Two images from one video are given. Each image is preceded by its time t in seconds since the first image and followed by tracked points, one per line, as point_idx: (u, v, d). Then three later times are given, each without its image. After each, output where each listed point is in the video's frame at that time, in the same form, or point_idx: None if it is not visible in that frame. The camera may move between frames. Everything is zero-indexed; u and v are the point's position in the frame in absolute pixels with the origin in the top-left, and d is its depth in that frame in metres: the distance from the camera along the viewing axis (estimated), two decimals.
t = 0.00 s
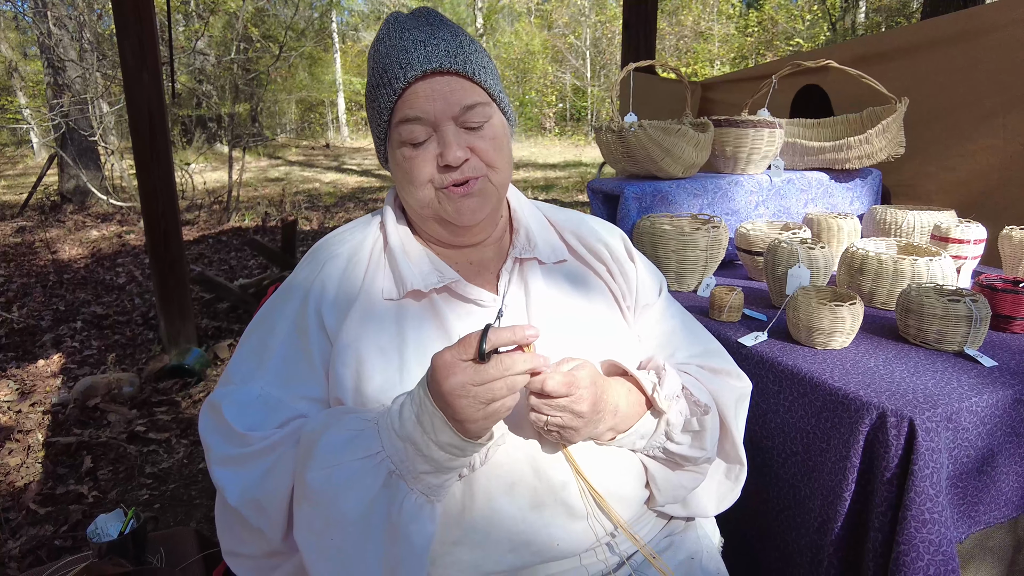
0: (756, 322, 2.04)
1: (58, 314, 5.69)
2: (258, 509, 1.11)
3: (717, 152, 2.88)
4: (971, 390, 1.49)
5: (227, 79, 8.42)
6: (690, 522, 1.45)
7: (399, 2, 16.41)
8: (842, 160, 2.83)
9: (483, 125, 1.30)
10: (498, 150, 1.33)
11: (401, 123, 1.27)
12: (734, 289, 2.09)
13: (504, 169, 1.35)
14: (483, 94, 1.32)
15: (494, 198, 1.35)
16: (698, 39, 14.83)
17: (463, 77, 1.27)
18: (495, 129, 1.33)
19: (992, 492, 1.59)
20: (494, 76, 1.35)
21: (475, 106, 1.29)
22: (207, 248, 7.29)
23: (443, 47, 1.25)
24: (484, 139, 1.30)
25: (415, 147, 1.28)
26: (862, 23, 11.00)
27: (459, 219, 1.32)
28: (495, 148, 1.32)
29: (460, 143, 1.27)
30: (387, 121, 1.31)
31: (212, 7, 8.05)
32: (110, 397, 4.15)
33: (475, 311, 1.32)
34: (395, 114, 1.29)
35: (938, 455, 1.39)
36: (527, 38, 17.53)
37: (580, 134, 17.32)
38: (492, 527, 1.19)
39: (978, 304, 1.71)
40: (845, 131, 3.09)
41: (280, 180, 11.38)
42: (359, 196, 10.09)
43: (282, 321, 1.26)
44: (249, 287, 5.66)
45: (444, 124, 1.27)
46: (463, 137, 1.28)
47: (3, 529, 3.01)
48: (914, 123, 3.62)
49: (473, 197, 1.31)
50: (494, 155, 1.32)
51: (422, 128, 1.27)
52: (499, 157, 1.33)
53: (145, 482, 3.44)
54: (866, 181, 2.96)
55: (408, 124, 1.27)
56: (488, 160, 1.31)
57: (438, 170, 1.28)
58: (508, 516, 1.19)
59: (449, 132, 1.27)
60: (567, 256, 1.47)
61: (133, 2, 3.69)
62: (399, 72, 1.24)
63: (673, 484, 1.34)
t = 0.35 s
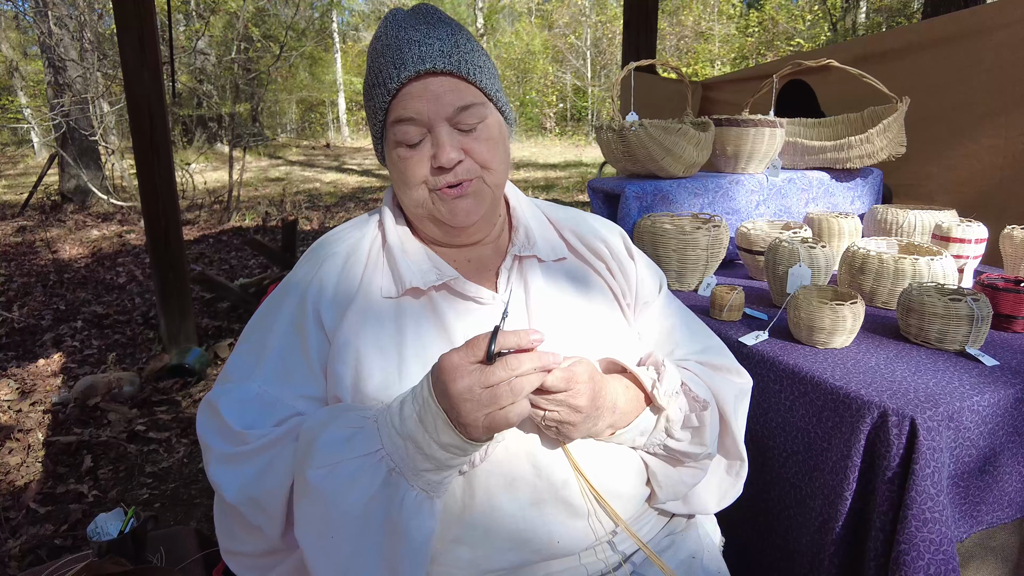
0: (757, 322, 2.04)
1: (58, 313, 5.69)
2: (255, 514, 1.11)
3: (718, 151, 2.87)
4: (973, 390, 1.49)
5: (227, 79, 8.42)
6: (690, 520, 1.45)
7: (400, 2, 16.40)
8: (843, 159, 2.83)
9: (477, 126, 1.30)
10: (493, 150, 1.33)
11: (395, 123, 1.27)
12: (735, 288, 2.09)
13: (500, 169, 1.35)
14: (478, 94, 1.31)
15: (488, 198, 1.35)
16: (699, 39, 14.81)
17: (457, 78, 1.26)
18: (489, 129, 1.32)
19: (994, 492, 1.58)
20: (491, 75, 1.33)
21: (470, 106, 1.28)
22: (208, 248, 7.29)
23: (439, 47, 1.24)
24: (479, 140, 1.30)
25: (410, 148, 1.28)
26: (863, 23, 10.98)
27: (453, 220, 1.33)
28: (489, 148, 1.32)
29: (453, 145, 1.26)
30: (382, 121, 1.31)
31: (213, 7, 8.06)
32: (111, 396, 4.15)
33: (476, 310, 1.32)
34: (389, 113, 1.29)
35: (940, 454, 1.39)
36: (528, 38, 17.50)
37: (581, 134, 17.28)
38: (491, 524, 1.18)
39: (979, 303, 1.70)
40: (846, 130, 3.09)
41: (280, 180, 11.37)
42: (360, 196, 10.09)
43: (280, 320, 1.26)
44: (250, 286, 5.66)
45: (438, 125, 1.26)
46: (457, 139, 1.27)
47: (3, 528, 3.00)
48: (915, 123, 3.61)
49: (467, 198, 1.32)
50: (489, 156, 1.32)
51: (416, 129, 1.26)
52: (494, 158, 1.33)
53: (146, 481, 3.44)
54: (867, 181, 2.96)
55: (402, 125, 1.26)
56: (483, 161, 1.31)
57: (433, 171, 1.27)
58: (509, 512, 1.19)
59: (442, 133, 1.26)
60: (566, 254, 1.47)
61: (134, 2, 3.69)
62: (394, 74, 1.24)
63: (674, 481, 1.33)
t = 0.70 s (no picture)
0: (758, 320, 2.04)
1: (58, 313, 5.69)
2: (242, 509, 1.12)
3: (719, 150, 2.87)
4: (973, 388, 1.49)
5: (228, 79, 8.41)
6: (690, 519, 1.44)
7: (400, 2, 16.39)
8: (843, 158, 2.83)
9: (431, 138, 1.23)
10: (450, 164, 1.25)
11: (359, 125, 1.26)
12: (735, 287, 2.08)
13: (459, 184, 1.27)
14: (441, 103, 1.23)
15: (449, 210, 1.30)
16: (699, 39, 14.78)
17: (411, 89, 1.19)
18: (450, 141, 1.25)
19: (996, 491, 1.58)
20: (462, 82, 1.24)
21: (425, 117, 1.21)
22: (208, 248, 7.28)
23: (396, 55, 1.18)
24: (434, 152, 1.23)
25: (372, 154, 1.26)
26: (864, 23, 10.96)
27: (411, 229, 1.30)
28: (444, 162, 1.24)
29: (402, 157, 1.21)
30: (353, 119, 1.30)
31: (213, 7, 8.06)
32: (110, 396, 4.15)
33: (470, 307, 1.31)
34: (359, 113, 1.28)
35: (941, 452, 1.38)
36: (529, 37, 17.44)
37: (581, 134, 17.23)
38: (492, 524, 1.18)
39: (980, 302, 1.70)
40: (847, 129, 3.08)
41: (280, 180, 11.36)
42: (360, 195, 10.08)
43: (271, 315, 1.25)
44: (250, 286, 5.66)
45: (393, 135, 1.22)
46: (408, 151, 1.22)
47: (3, 527, 3.00)
48: (916, 122, 3.61)
49: (421, 211, 1.27)
50: (445, 169, 1.24)
51: (375, 136, 1.24)
52: (453, 170, 1.25)
53: (146, 481, 3.44)
54: (868, 179, 2.95)
55: (364, 130, 1.25)
56: (437, 175, 1.24)
57: (384, 180, 1.25)
58: (508, 512, 1.19)
59: (395, 143, 1.22)
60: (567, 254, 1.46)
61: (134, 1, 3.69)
62: (355, 78, 1.22)
63: (677, 482, 1.34)
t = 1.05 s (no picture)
0: (760, 318, 2.04)
1: (60, 312, 5.69)
2: (243, 516, 1.11)
3: (721, 149, 2.87)
4: (976, 385, 1.49)
5: (229, 79, 8.41)
6: (694, 515, 1.45)
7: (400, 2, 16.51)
8: (845, 157, 2.82)
9: (409, 149, 1.22)
10: (428, 174, 1.24)
11: (340, 133, 1.26)
12: (737, 285, 2.08)
13: (437, 194, 1.26)
14: (419, 113, 1.21)
15: (430, 219, 1.29)
16: (700, 39, 14.78)
17: (387, 99, 1.18)
18: (429, 150, 1.24)
19: (1000, 489, 1.58)
20: (442, 89, 1.21)
21: (402, 127, 1.20)
22: (209, 247, 7.28)
23: (371, 64, 1.17)
24: (411, 163, 1.22)
25: (354, 163, 1.27)
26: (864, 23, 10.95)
27: (395, 237, 1.31)
28: (422, 172, 1.23)
29: (379, 168, 1.21)
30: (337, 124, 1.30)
31: (214, 6, 8.05)
32: (112, 394, 4.16)
33: (467, 307, 1.31)
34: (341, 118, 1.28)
35: (944, 450, 1.39)
36: (529, 37, 17.40)
37: (582, 134, 17.21)
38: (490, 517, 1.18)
39: (983, 300, 1.70)
40: (849, 128, 3.08)
41: (281, 180, 11.36)
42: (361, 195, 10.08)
43: (267, 319, 1.26)
44: (251, 285, 5.66)
45: (371, 144, 1.22)
46: (384, 162, 1.21)
47: (5, 526, 3.01)
48: (917, 121, 3.61)
49: (402, 220, 1.27)
50: (423, 180, 1.24)
51: (355, 145, 1.24)
52: (432, 180, 1.24)
53: (147, 479, 3.44)
54: (869, 178, 2.95)
55: (346, 140, 1.26)
56: (415, 185, 1.24)
57: (363, 189, 1.25)
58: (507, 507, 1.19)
59: (373, 154, 1.22)
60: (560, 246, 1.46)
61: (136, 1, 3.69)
62: (335, 86, 1.23)
63: (672, 475, 1.33)
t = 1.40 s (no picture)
0: (764, 315, 2.03)
1: (62, 310, 5.69)
2: (240, 506, 1.10)
3: (724, 146, 2.87)
4: (983, 381, 1.48)
5: (230, 78, 8.40)
6: (699, 511, 1.44)
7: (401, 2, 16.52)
8: (849, 155, 2.82)
9: (412, 146, 1.22)
10: (432, 171, 1.24)
11: (342, 131, 1.26)
12: (742, 282, 2.08)
13: (440, 190, 1.26)
14: (422, 109, 1.21)
15: (434, 216, 1.29)
16: (701, 39, 14.78)
17: (390, 98, 1.18)
18: (432, 147, 1.24)
19: (1007, 485, 1.58)
20: (445, 86, 1.21)
21: (406, 124, 1.20)
22: (210, 246, 7.28)
23: (373, 64, 1.16)
24: (415, 159, 1.22)
25: (356, 159, 1.27)
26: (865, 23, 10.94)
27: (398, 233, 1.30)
28: (425, 170, 1.23)
29: (382, 165, 1.21)
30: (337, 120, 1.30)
31: (216, 5, 8.04)
32: (114, 392, 4.16)
33: (467, 299, 1.30)
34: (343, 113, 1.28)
35: (950, 446, 1.38)
36: (530, 37, 17.39)
37: (583, 134, 17.19)
38: (491, 513, 1.18)
39: (989, 296, 1.70)
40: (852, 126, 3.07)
41: (282, 179, 11.37)
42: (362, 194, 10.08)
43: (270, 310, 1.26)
44: (253, 284, 5.66)
45: (374, 141, 1.22)
46: (387, 160, 1.21)
47: (7, 523, 3.01)
48: (920, 120, 3.61)
49: (407, 216, 1.27)
50: (427, 176, 1.24)
51: (357, 142, 1.24)
52: (435, 177, 1.25)
53: (149, 477, 3.44)
54: (873, 176, 2.94)
55: (348, 136, 1.25)
56: (419, 181, 1.24)
57: (367, 187, 1.25)
58: (506, 498, 1.19)
59: (376, 151, 1.22)
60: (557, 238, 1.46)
61: None
62: (337, 85, 1.22)
63: (675, 464, 1.32)
